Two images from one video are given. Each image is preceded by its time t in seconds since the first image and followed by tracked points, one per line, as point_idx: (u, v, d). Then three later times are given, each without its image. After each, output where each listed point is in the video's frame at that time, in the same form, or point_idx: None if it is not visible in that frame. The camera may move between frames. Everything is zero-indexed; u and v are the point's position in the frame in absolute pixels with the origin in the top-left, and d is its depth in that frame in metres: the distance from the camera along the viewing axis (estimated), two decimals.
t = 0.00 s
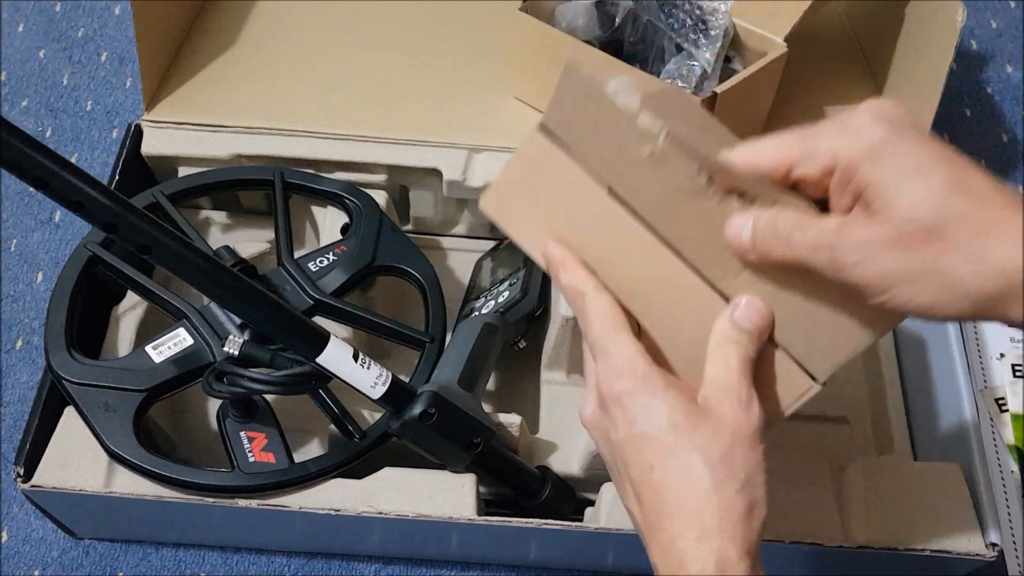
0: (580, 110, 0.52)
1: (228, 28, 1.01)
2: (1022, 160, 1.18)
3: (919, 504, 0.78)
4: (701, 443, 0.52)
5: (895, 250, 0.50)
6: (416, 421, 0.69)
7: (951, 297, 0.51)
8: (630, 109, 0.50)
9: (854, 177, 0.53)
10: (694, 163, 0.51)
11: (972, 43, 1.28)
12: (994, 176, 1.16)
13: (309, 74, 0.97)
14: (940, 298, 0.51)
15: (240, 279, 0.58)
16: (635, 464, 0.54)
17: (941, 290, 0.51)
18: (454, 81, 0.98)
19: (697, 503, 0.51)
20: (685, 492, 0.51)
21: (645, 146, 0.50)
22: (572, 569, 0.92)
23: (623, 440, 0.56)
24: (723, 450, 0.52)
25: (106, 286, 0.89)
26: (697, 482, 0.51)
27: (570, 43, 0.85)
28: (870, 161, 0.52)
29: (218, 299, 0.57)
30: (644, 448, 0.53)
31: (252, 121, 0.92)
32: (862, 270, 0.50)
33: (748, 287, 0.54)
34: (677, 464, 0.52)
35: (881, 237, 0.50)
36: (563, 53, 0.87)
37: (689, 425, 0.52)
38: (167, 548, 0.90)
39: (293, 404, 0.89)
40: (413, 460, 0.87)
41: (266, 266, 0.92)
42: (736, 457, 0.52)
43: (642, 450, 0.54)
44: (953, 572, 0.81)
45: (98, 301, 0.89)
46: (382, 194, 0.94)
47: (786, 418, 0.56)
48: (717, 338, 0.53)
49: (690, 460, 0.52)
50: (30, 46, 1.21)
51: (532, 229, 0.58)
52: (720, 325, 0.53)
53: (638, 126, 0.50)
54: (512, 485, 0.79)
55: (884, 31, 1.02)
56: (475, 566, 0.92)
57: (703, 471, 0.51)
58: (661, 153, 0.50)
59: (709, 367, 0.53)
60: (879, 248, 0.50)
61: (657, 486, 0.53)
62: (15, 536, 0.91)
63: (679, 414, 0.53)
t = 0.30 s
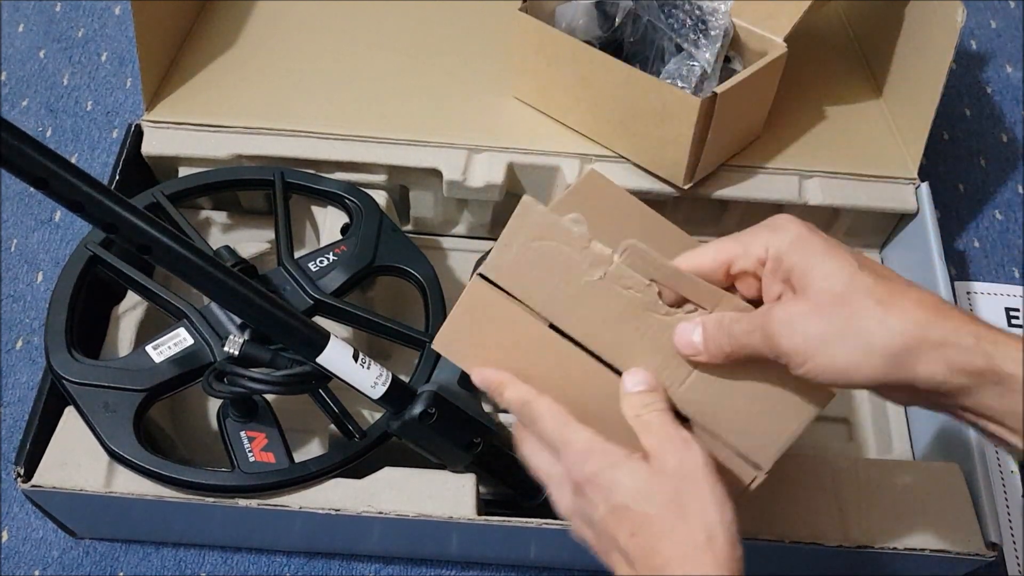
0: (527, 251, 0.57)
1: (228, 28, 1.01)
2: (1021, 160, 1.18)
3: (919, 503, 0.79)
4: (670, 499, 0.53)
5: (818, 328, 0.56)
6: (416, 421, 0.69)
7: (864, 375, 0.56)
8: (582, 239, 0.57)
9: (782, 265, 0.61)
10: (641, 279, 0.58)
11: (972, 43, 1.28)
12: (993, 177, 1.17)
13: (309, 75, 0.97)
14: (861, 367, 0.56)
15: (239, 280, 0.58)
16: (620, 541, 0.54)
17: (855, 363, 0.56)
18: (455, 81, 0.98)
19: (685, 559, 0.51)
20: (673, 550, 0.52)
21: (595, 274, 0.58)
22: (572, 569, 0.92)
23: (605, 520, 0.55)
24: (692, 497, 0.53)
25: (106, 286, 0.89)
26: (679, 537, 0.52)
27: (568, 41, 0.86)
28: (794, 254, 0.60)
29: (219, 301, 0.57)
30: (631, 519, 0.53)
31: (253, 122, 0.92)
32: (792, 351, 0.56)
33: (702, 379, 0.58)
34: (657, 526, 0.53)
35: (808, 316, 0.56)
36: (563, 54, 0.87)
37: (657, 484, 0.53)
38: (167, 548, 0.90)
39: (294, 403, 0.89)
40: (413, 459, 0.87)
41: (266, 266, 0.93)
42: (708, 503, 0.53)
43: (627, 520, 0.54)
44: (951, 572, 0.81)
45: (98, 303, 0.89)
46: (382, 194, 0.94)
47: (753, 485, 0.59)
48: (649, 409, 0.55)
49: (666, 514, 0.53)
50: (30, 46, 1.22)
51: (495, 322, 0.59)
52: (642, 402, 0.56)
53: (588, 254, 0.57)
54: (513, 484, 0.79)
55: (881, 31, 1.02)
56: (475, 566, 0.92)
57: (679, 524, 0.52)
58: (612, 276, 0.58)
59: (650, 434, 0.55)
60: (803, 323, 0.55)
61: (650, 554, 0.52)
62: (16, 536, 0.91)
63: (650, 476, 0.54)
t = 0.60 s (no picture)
0: (529, 264, 0.57)
1: (227, 28, 1.01)
2: (1022, 160, 1.18)
3: (919, 502, 0.78)
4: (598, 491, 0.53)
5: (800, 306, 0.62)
6: (416, 422, 0.69)
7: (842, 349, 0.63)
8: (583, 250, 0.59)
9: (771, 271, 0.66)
10: (638, 290, 0.59)
11: (973, 42, 1.27)
12: (994, 176, 1.17)
13: (308, 75, 0.96)
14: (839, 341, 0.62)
15: (239, 280, 0.58)
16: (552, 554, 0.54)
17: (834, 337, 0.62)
18: (455, 81, 0.98)
19: (622, 542, 0.51)
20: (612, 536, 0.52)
21: (595, 287, 0.58)
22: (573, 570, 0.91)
23: (533, 538, 0.55)
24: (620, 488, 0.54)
25: (105, 286, 0.89)
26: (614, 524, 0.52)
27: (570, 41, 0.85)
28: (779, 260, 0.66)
29: (218, 301, 0.57)
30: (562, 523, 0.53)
31: (252, 122, 0.92)
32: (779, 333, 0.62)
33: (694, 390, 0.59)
34: (591, 519, 0.53)
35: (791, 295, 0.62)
36: (564, 54, 0.87)
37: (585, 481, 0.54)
38: (167, 549, 0.90)
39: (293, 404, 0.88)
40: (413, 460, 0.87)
41: (265, 266, 0.92)
42: (635, 492, 0.54)
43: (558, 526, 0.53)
44: (953, 572, 0.80)
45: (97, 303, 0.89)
46: (381, 194, 0.94)
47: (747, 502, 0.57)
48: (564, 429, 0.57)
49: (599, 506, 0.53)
50: (30, 46, 1.21)
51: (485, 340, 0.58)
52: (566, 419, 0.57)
53: (587, 265, 0.58)
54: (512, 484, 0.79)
55: (882, 32, 1.02)
56: (475, 566, 0.91)
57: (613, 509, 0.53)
58: (611, 288, 0.59)
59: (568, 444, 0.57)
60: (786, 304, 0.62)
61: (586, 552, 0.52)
62: (15, 537, 0.91)
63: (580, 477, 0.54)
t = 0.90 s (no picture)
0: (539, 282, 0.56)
1: (227, 28, 1.01)
2: (1022, 160, 1.18)
3: (918, 502, 0.78)
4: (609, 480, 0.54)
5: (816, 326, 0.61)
6: (416, 422, 0.69)
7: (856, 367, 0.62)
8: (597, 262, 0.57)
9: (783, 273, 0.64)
10: (654, 299, 0.58)
11: (973, 42, 1.27)
12: (994, 177, 1.16)
13: (308, 75, 0.96)
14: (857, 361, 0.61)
15: (239, 280, 0.58)
16: (550, 531, 0.54)
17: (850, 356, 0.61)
18: (454, 81, 0.98)
19: (626, 536, 0.52)
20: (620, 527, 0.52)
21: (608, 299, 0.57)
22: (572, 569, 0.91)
23: (530, 512, 0.55)
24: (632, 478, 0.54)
25: (105, 286, 0.89)
26: (620, 515, 0.52)
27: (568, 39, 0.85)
28: (793, 264, 0.64)
29: (218, 301, 0.57)
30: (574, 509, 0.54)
31: (252, 121, 0.92)
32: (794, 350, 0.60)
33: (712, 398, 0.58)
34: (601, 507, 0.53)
35: (807, 307, 0.61)
36: (564, 54, 0.87)
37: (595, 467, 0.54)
38: (167, 549, 0.90)
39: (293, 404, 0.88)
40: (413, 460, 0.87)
41: (265, 266, 0.92)
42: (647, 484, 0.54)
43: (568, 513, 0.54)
44: (953, 572, 0.80)
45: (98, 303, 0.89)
46: (381, 194, 0.94)
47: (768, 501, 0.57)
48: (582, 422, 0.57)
49: (609, 495, 0.53)
50: (30, 46, 1.21)
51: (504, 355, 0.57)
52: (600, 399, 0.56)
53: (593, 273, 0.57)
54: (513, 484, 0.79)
55: (881, 33, 1.02)
56: (475, 566, 0.91)
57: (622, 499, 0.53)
58: (625, 299, 0.57)
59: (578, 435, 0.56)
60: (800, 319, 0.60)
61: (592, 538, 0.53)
62: (15, 537, 0.91)
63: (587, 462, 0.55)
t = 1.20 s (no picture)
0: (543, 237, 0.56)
1: (227, 28, 1.01)
2: (1021, 160, 1.18)
3: (917, 501, 0.79)
4: (587, 493, 0.52)
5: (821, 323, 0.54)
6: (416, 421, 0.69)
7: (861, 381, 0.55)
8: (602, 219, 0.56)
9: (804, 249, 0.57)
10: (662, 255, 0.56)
11: (972, 42, 1.27)
12: (993, 177, 1.17)
13: (308, 75, 0.97)
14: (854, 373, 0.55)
15: (240, 280, 0.58)
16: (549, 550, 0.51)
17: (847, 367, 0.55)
18: (454, 81, 0.98)
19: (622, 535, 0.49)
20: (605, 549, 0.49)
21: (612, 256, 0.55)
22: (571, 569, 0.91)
23: (526, 538, 0.52)
24: (613, 489, 0.52)
25: (106, 286, 0.89)
26: (607, 520, 0.50)
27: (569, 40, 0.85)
28: (818, 239, 0.56)
29: (218, 301, 0.57)
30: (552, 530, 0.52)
31: (252, 122, 0.92)
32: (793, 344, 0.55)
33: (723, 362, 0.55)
34: (584, 524, 0.51)
35: (817, 307, 0.54)
36: (563, 54, 0.87)
37: (575, 481, 0.53)
38: (167, 548, 0.90)
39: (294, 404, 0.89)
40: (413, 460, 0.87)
41: (265, 266, 0.92)
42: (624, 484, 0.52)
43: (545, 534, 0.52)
44: (952, 572, 0.81)
45: (97, 302, 0.89)
46: (382, 194, 0.94)
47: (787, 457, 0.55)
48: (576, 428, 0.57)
49: (591, 509, 0.51)
50: (30, 46, 1.22)
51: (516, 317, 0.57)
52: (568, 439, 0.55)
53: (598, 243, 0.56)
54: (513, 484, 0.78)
55: (880, 34, 1.03)
56: (475, 566, 0.92)
57: (606, 513, 0.51)
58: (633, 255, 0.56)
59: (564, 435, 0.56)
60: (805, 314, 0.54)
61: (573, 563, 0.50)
62: (15, 536, 0.91)
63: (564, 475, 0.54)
